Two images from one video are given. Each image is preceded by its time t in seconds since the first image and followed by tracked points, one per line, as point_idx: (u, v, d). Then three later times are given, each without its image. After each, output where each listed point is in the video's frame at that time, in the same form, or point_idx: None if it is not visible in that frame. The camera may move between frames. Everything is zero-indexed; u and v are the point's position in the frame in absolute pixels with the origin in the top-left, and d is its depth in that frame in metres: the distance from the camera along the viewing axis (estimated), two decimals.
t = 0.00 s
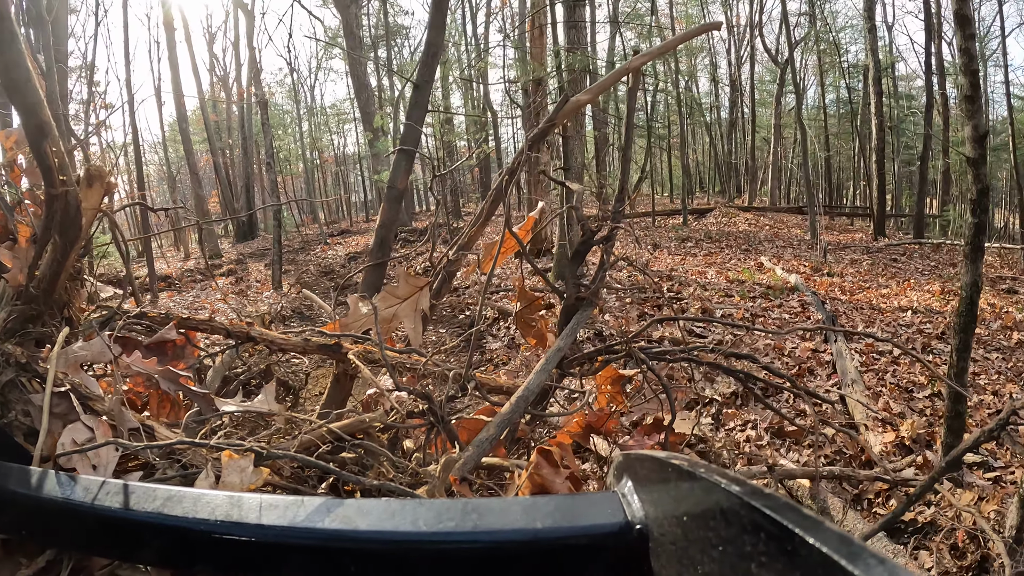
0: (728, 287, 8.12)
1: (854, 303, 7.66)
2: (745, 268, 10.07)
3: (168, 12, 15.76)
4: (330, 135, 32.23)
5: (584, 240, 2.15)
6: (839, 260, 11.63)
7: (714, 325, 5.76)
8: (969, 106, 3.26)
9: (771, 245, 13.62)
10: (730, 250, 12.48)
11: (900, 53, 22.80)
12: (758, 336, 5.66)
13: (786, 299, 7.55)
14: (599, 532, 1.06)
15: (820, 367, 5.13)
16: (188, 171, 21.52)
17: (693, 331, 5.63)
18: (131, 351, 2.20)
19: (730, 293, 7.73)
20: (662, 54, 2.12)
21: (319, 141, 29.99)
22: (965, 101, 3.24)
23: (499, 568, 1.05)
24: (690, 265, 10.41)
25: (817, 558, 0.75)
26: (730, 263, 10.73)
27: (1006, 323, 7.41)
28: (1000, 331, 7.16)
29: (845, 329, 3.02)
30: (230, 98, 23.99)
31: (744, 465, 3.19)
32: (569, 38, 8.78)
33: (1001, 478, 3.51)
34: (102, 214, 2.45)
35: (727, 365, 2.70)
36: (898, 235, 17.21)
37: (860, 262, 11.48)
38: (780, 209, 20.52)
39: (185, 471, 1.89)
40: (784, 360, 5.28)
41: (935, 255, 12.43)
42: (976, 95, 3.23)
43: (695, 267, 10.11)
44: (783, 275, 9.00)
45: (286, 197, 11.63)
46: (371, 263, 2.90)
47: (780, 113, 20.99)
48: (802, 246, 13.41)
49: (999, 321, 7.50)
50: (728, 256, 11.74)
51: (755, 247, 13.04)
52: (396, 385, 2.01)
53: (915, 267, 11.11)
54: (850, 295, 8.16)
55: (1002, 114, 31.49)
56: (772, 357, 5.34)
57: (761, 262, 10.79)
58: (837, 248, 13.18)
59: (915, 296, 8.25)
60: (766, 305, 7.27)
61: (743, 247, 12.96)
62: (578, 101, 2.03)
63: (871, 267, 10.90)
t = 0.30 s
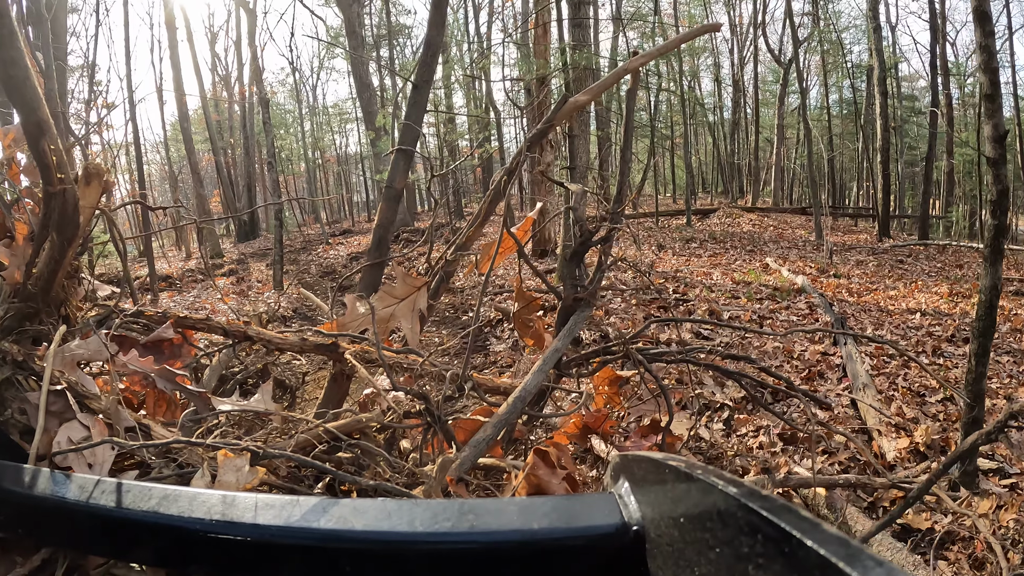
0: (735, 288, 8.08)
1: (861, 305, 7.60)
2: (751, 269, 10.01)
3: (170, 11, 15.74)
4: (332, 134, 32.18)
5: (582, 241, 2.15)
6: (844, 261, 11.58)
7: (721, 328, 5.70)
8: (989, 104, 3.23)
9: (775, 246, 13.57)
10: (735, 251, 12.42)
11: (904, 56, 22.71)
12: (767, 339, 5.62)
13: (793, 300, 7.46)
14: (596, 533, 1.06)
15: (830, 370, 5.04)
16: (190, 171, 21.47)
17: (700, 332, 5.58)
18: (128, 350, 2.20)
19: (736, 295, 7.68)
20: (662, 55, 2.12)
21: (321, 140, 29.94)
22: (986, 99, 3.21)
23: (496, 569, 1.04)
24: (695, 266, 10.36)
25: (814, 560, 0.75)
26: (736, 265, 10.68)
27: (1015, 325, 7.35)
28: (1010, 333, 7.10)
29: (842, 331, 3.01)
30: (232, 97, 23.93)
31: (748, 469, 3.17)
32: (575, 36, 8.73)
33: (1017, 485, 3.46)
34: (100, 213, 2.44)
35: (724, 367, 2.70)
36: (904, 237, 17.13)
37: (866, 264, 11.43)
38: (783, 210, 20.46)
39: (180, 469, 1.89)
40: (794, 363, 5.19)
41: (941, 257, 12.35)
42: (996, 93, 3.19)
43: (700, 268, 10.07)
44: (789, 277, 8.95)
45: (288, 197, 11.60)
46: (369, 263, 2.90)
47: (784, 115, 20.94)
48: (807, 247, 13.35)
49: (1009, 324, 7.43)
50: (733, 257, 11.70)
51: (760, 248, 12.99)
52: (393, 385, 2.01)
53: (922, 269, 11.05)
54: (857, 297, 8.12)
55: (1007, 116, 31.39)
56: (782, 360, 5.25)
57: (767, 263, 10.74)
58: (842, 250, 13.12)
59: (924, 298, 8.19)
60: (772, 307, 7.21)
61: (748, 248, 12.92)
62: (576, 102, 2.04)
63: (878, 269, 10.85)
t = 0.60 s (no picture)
0: (742, 289, 8.03)
1: (870, 306, 7.54)
2: (758, 270, 9.96)
3: (171, 9, 15.71)
4: (335, 133, 32.12)
5: (580, 242, 2.15)
6: (851, 262, 11.52)
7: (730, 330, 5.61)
8: (1011, 102, 3.15)
9: (781, 246, 13.52)
10: (740, 252, 12.37)
11: (908, 57, 22.65)
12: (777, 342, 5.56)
13: (801, 302, 7.37)
14: (593, 535, 1.06)
15: (842, 373, 4.92)
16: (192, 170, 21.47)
17: (709, 334, 5.51)
18: (124, 349, 2.20)
19: (744, 296, 7.62)
20: (660, 57, 2.12)
21: (323, 140, 29.88)
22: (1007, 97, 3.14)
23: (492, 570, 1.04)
24: (701, 267, 10.31)
25: (811, 563, 0.74)
26: (742, 266, 10.63)
27: None
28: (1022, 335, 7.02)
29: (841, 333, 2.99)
30: (234, 96, 23.90)
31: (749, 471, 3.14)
32: (579, 35, 8.70)
33: None
34: (97, 212, 2.43)
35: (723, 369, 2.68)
36: (910, 238, 17.04)
37: (874, 265, 11.36)
38: (787, 210, 20.41)
39: (177, 469, 1.89)
40: (804, 366, 5.09)
41: (948, 258, 12.28)
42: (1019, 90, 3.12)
43: (706, 269, 10.02)
44: (797, 278, 8.89)
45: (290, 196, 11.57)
46: (366, 263, 2.89)
47: (787, 115, 20.90)
48: (814, 248, 13.29)
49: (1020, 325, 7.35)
50: (738, 258, 11.65)
51: (766, 249, 12.94)
52: (390, 385, 2.01)
53: (929, 270, 10.99)
54: (865, 299, 8.06)
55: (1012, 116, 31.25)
56: (791, 363, 5.15)
57: (773, 264, 10.68)
58: (849, 251, 13.06)
59: (932, 299, 8.13)
60: (780, 308, 7.14)
61: (753, 249, 12.87)
62: (574, 104, 2.03)
63: (885, 270, 10.78)
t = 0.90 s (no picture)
0: (748, 290, 7.99)
1: (878, 308, 7.48)
2: (764, 271, 9.91)
3: (174, 9, 15.72)
4: (337, 133, 32.11)
5: (578, 243, 2.14)
6: (858, 264, 11.48)
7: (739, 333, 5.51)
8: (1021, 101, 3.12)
9: (786, 247, 13.48)
10: (746, 253, 12.32)
11: (912, 57, 22.60)
12: (785, 344, 5.50)
13: (809, 303, 7.30)
14: (590, 535, 1.06)
15: (853, 377, 4.74)
16: (194, 169, 21.45)
17: (716, 337, 5.45)
18: (122, 349, 2.19)
19: (750, 297, 7.58)
20: (657, 58, 2.11)
21: (326, 139, 29.85)
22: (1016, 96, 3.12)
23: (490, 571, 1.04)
24: (707, 268, 10.27)
25: (807, 564, 0.73)
26: (747, 267, 10.58)
27: None
28: None
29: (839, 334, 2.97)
30: (236, 95, 23.88)
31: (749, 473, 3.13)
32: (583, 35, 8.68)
33: None
34: (95, 212, 2.43)
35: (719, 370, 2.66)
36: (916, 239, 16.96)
37: (880, 266, 11.31)
38: (791, 211, 20.37)
39: (174, 469, 1.89)
40: (814, 369, 4.95)
41: (955, 260, 12.21)
42: None
43: (712, 270, 9.99)
44: (804, 279, 8.84)
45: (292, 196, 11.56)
46: (364, 263, 2.88)
47: (790, 116, 20.86)
48: (819, 249, 13.24)
49: None
50: (744, 259, 11.63)
51: (771, 250, 12.92)
52: (387, 386, 2.01)
53: (936, 272, 10.93)
54: (873, 301, 8.00)
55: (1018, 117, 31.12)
56: (801, 366, 5.03)
57: (779, 265, 10.64)
58: (854, 252, 13.01)
59: (941, 302, 8.07)
60: (788, 310, 7.09)
61: (759, 250, 12.85)
62: (573, 104, 2.03)
63: (892, 272, 10.72)
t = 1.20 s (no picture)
0: (755, 291, 7.96)
1: (887, 310, 7.44)
2: (770, 271, 9.87)
3: (176, 7, 15.69)
4: (339, 132, 32.07)
5: (577, 244, 2.13)
6: (865, 264, 11.45)
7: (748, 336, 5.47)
8: None
9: (792, 248, 13.46)
10: (751, 254, 12.29)
11: (917, 58, 22.51)
12: (794, 346, 5.45)
13: (818, 305, 7.26)
14: (590, 537, 1.05)
15: (864, 379, 4.68)
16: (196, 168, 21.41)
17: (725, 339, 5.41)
18: (121, 349, 2.19)
19: (758, 298, 7.54)
20: (657, 60, 2.10)
21: (328, 138, 29.82)
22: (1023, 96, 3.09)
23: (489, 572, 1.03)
24: (713, 269, 10.24)
25: (807, 565, 0.73)
26: (753, 267, 10.54)
27: None
28: None
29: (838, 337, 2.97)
30: (238, 94, 23.84)
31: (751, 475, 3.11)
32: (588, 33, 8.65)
33: None
34: (94, 213, 2.43)
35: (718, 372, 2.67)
36: (922, 240, 16.89)
37: (887, 268, 11.27)
38: (795, 212, 20.32)
39: (172, 470, 1.89)
40: (825, 373, 4.90)
41: (961, 261, 12.15)
42: None
43: (718, 270, 9.96)
44: (811, 280, 8.79)
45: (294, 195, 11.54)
46: (363, 264, 2.88)
47: (794, 116, 20.81)
48: (825, 250, 13.21)
49: None
50: (750, 259, 11.61)
51: (776, 250, 12.90)
52: (386, 387, 2.00)
53: (943, 273, 10.88)
54: (882, 302, 7.96)
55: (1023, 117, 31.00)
56: (811, 370, 4.98)
57: (786, 265, 10.60)
58: (860, 253, 12.99)
59: (950, 304, 8.02)
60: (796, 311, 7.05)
61: (764, 250, 12.83)
62: (572, 105, 2.02)
63: (899, 273, 10.69)
